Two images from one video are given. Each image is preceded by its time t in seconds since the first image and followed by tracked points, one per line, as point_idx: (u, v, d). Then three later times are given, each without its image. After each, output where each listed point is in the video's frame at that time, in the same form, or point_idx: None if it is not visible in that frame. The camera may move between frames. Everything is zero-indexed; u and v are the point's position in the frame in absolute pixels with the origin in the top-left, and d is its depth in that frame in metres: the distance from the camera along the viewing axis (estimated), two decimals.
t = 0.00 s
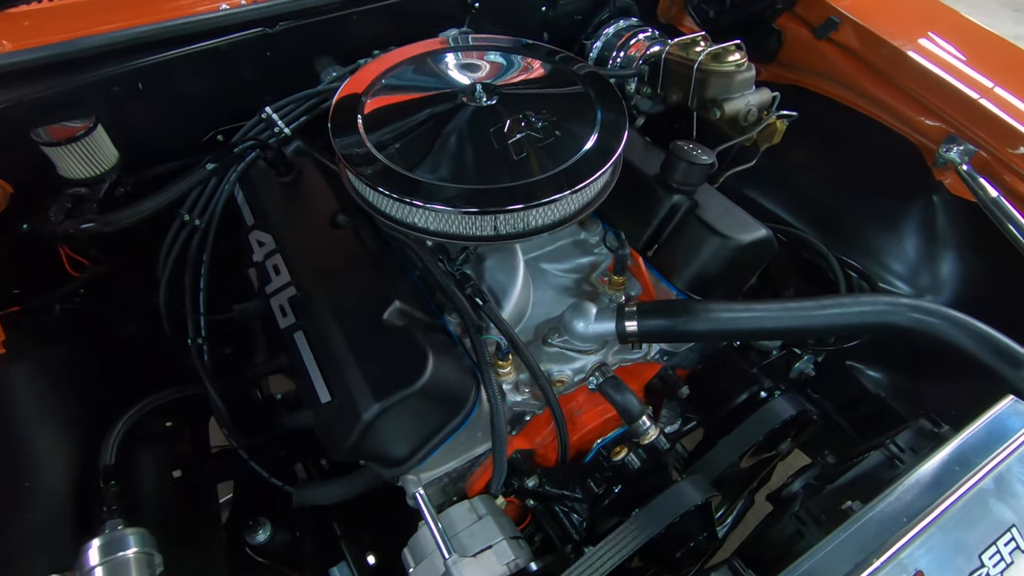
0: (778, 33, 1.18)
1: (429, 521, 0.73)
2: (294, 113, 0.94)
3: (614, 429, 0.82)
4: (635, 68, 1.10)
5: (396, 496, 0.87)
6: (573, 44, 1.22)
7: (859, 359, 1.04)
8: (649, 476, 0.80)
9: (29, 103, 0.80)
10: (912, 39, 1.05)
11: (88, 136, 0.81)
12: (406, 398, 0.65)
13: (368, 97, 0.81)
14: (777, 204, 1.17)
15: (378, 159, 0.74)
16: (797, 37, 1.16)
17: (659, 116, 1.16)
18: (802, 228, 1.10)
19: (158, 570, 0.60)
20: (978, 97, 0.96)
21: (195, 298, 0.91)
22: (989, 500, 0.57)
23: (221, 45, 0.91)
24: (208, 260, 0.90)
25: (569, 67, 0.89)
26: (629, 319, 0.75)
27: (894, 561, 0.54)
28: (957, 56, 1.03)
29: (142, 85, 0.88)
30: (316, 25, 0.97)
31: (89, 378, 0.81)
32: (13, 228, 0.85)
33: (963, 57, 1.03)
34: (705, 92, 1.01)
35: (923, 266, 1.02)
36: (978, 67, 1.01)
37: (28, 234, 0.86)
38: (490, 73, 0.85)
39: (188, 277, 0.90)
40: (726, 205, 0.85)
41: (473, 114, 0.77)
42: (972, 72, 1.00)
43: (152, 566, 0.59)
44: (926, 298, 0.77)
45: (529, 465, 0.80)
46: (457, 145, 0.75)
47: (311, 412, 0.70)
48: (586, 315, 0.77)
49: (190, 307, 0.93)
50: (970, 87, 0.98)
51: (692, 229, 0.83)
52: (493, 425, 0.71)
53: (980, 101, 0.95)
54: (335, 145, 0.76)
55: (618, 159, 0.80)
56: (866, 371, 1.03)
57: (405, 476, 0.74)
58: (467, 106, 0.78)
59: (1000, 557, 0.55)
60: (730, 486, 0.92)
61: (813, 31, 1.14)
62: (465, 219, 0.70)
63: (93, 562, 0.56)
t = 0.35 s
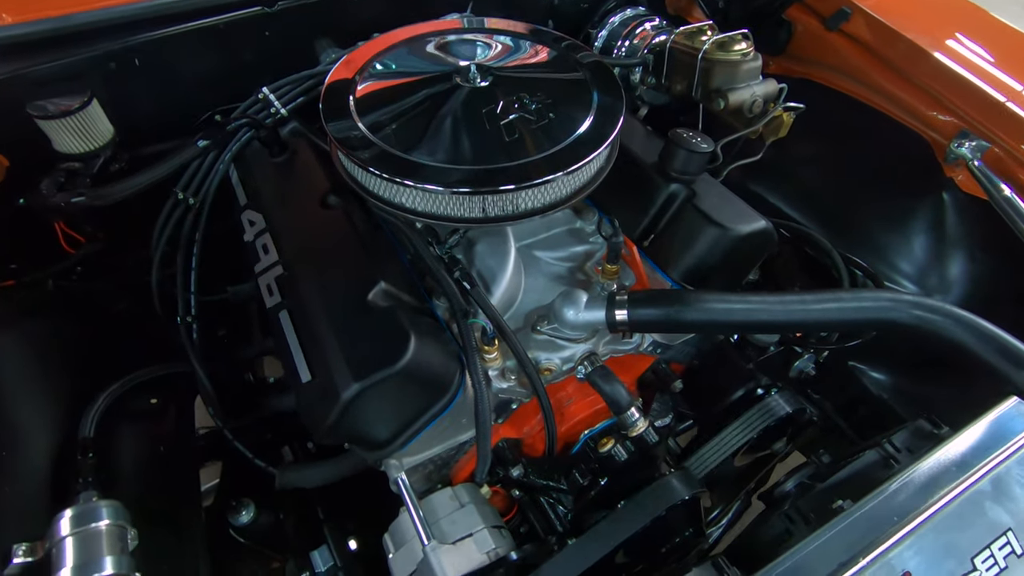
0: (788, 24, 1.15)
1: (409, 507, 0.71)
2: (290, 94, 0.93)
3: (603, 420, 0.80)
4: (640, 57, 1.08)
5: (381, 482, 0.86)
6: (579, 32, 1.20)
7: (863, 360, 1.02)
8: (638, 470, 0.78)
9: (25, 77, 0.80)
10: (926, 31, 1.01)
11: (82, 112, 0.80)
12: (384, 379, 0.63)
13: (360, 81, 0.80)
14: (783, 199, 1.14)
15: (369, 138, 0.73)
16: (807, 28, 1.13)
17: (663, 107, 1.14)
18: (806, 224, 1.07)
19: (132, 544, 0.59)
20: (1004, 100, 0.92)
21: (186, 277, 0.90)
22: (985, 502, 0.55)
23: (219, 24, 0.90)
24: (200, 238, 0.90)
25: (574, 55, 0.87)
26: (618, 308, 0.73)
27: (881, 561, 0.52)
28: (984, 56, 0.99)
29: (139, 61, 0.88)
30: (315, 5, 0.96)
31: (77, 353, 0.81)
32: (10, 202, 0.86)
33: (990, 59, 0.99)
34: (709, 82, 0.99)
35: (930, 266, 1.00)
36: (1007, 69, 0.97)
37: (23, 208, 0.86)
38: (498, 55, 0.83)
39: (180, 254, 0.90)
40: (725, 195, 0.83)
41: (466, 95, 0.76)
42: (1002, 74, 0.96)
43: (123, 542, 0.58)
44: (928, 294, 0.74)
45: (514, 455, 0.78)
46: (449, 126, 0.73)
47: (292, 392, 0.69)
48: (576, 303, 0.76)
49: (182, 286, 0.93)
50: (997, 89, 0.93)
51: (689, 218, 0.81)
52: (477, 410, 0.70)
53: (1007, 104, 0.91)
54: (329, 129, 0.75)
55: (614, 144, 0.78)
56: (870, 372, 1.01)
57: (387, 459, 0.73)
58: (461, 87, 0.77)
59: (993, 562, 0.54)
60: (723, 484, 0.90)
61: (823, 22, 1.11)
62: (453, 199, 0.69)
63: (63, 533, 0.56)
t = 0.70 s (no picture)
0: (801, 21, 1.13)
1: (387, 489, 0.71)
2: (291, 76, 0.93)
3: (588, 412, 0.79)
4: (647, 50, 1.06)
5: (365, 465, 0.85)
6: (588, 24, 1.19)
7: (866, 366, 1.00)
8: (621, 462, 0.77)
9: (35, 50, 0.81)
10: (942, 30, 0.99)
11: (85, 85, 0.80)
12: (362, 355, 0.63)
13: (355, 65, 0.80)
14: (789, 198, 1.11)
15: (362, 118, 0.72)
16: (820, 25, 1.11)
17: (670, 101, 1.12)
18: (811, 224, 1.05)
19: (107, 508, 0.60)
20: None
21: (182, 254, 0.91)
22: (972, 509, 0.59)
23: (225, 4, 0.91)
24: (198, 218, 0.90)
25: (580, 46, 0.85)
26: (606, 298, 0.72)
27: (870, 555, 0.56)
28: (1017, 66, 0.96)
29: (145, 39, 0.89)
30: None
31: (70, 324, 0.82)
32: (16, 173, 0.87)
33: None
34: (716, 75, 0.98)
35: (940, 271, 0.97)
36: None
37: (28, 180, 0.87)
38: (502, 43, 0.82)
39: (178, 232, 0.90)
40: (724, 189, 0.81)
41: (461, 78, 0.75)
42: None
43: (96, 507, 0.58)
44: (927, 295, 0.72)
45: (496, 443, 0.78)
46: (442, 108, 0.73)
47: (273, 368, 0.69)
48: (564, 291, 0.75)
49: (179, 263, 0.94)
50: None
51: (685, 210, 0.80)
52: (458, 394, 0.70)
53: None
54: (327, 113, 0.74)
55: (609, 130, 0.77)
56: (872, 378, 0.99)
57: (369, 441, 0.72)
58: (456, 69, 0.76)
59: (976, 568, 0.57)
60: (713, 485, 0.88)
61: (837, 19, 1.09)
62: (441, 180, 0.68)
63: (38, 494, 0.56)
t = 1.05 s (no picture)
0: (818, 9, 1.08)
1: (362, 475, 0.69)
2: (284, 54, 0.91)
3: (574, 405, 0.75)
4: (656, 37, 1.02)
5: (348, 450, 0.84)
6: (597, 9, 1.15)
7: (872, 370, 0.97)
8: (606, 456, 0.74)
9: (30, 19, 0.80)
10: (968, 17, 0.93)
11: (78, 54, 0.79)
12: (336, 336, 0.61)
13: (344, 42, 0.77)
14: (799, 194, 1.07)
15: (348, 93, 0.70)
16: (838, 13, 1.05)
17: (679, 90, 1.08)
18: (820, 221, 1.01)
19: (75, 482, 0.60)
20: None
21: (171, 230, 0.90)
22: (969, 522, 0.56)
23: None
24: (189, 194, 0.88)
25: (586, 31, 0.81)
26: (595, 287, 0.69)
27: (856, 563, 0.54)
28: None
29: (141, 11, 0.87)
30: None
31: (57, 297, 0.81)
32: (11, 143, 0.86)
33: None
34: (725, 62, 0.94)
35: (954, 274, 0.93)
36: None
37: (22, 151, 0.86)
38: (500, 21, 0.79)
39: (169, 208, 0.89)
40: (726, 178, 0.78)
41: (453, 55, 0.73)
42: None
43: (61, 479, 0.58)
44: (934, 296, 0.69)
45: (479, 434, 0.75)
46: (431, 84, 0.70)
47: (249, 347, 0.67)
48: (553, 279, 0.72)
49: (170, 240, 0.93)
50: None
51: (684, 199, 0.76)
52: (438, 380, 0.68)
53: None
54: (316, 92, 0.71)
55: (605, 114, 0.75)
56: (878, 382, 0.96)
57: (348, 425, 0.70)
58: (449, 46, 0.74)
59: None
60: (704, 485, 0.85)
61: (856, 6, 1.02)
62: (427, 158, 0.66)
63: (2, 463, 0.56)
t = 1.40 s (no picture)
0: None
1: (334, 455, 0.67)
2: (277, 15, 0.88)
3: (559, 392, 0.72)
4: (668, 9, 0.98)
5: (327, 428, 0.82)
6: None
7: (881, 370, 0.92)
8: (591, 448, 0.71)
9: None
10: None
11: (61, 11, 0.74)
12: (305, 309, 0.58)
13: (329, 5, 0.73)
14: (814, 181, 1.02)
15: (330, 55, 0.66)
16: None
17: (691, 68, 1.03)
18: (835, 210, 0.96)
19: (35, 450, 0.58)
20: None
21: (156, 195, 0.88)
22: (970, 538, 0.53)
23: None
24: (175, 160, 0.86)
25: None
26: (582, 269, 0.65)
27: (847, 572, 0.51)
28: None
29: None
30: None
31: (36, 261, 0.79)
32: None
33: None
34: (739, 37, 0.89)
35: (975, 272, 0.87)
36: None
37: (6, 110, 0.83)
38: None
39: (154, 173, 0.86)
40: (731, 159, 0.73)
41: (443, 18, 0.68)
42: None
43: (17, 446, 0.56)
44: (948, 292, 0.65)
45: (460, 419, 0.72)
46: (419, 48, 0.66)
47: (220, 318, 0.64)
48: (540, 259, 0.68)
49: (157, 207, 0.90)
50: None
51: (685, 179, 0.72)
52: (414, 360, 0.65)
53: None
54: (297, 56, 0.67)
55: (603, 86, 0.70)
56: (886, 383, 0.91)
57: (322, 402, 0.68)
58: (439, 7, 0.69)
59: None
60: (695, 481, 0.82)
61: None
62: (408, 125, 0.62)
63: None
